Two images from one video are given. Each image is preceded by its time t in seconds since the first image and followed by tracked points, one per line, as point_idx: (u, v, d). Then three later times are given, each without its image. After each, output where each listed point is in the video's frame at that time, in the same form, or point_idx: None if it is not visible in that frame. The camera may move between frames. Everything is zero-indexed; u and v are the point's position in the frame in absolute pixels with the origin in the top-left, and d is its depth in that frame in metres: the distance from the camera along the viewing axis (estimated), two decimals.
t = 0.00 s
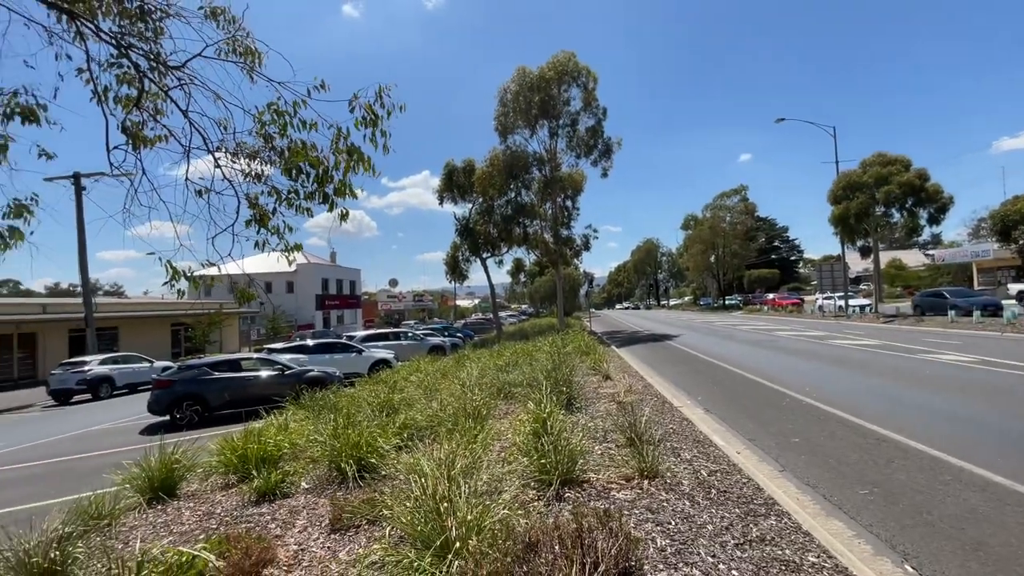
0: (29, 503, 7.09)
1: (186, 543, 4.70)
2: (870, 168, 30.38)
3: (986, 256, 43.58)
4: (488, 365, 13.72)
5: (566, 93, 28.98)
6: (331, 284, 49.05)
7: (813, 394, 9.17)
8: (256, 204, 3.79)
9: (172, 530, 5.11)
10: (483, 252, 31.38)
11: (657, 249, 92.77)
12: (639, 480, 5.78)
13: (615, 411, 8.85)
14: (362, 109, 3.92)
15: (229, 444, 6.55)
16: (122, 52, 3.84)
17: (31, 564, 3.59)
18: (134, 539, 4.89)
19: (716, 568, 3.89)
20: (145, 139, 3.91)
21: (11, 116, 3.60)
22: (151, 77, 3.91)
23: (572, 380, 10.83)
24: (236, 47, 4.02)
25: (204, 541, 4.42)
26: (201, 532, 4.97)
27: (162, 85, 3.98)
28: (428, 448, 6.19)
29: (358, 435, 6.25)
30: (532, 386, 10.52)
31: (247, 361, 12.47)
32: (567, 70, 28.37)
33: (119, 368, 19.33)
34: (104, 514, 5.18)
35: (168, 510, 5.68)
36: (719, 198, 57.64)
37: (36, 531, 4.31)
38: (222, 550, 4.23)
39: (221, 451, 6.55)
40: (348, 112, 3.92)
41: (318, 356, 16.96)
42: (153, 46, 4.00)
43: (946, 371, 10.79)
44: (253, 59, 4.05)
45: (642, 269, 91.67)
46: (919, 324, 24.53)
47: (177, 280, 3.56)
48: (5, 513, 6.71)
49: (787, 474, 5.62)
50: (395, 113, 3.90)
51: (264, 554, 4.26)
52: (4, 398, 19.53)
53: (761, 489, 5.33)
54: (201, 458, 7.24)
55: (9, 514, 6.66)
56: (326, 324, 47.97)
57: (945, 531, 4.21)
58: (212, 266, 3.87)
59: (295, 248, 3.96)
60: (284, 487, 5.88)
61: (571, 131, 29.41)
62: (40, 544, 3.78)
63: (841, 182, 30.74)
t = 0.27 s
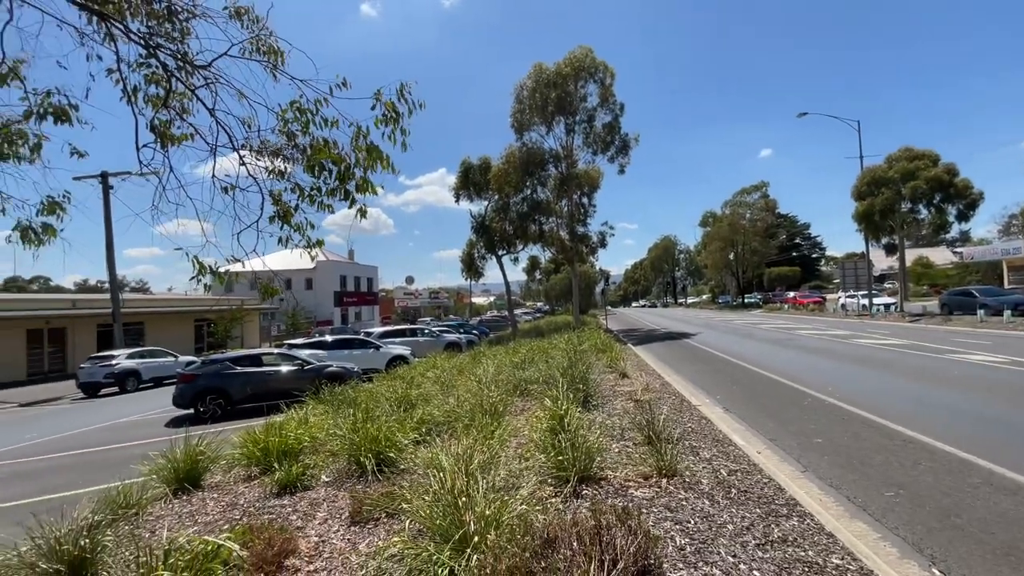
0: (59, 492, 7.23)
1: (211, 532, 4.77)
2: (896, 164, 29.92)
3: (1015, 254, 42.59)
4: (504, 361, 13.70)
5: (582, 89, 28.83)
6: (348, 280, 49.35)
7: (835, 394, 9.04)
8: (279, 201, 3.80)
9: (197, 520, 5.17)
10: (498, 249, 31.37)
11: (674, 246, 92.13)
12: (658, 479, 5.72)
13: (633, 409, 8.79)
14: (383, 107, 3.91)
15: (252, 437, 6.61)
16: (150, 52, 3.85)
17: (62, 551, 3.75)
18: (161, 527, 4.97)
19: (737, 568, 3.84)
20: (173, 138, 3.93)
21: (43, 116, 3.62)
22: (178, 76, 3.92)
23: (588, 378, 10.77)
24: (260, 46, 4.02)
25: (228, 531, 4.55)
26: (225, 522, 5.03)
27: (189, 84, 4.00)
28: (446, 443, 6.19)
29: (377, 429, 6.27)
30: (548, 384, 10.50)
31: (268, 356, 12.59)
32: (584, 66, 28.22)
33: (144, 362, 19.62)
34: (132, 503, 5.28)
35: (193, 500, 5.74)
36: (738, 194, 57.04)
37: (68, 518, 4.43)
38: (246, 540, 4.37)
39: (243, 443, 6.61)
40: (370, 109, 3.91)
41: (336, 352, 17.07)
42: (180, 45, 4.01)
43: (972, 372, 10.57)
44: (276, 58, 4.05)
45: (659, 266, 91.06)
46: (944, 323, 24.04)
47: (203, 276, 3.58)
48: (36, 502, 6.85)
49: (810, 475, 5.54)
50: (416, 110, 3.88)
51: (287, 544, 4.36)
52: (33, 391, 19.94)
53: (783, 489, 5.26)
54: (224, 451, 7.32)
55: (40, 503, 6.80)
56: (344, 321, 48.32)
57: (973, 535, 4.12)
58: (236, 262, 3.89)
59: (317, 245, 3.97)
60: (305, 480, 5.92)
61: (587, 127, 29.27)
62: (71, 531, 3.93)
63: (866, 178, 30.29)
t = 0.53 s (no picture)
0: (91, 482, 7.36)
1: (238, 522, 4.81)
2: (927, 159, 29.36)
3: None
4: (522, 360, 13.66)
5: (602, 85, 28.66)
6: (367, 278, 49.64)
7: (862, 395, 8.88)
8: (305, 198, 3.82)
9: (224, 510, 5.22)
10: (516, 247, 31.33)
11: (694, 244, 91.32)
12: (679, 478, 5.67)
13: (654, 408, 8.72)
14: (406, 105, 3.91)
15: (276, 430, 6.67)
16: (180, 52, 3.89)
17: (95, 539, 4.08)
18: (189, 517, 5.03)
19: (761, 569, 3.78)
20: (202, 137, 3.96)
21: (78, 117, 3.68)
22: (208, 76, 3.96)
23: (607, 376, 10.72)
24: (286, 46, 4.05)
25: (255, 522, 4.63)
26: (251, 512, 5.08)
27: (219, 84, 4.03)
28: (466, 438, 6.19)
29: (398, 424, 6.29)
30: (567, 382, 10.46)
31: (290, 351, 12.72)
32: (603, 63, 28.05)
33: (172, 356, 19.93)
34: (162, 494, 5.31)
35: (219, 491, 5.80)
36: (761, 191, 56.37)
37: (100, 507, 4.69)
38: (272, 531, 4.45)
39: (268, 437, 6.67)
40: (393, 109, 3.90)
41: (356, 348, 17.19)
42: (210, 47, 4.04)
43: (1003, 373, 10.32)
44: (302, 58, 4.07)
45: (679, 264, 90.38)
46: (976, 324, 23.48)
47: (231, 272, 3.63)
48: (70, 492, 6.98)
49: (836, 478, 5.43)
50: (438, 108, 3.86)
51: (311, 536, 4.43)
52: (64, 384, 20.37)
53: (808, 491, 5.17)
54: (250, 443, 7.40)
55: (73, 492, 6.93)
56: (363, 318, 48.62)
57: (1009, 542, 4.01)
58: (263, 259, 3.93)
59: (342, 242, 3.98)
60: (328, 473, 5.96)
61: (606, 124, 29.10)
62: (103, 519, 4.26)
63: (895, 173, 29.78)
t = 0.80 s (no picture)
0: (121, 473, 7.49)
1: (262, 514, 4.85)
2: (958, 155, 28.74)
3: None
4: (540, 358, 13.63)
5: (621, 82, 28.50)
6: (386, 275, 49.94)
7: (889, 397, 8.71)
8: (330, 197, 3.83)
9: (250, 501, 5.26)
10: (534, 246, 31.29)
11: (714, 242, 90.46)
12: (700, 478, 5.60)
13: (675, 407, 8.64)
14: (429, 104, 3.89)
15: (300, 425, 6.74)
16: (209, 53, 3.93)
17: (127, 528, 4.18)
18: (215, 508, 5.09)
19: (786, 572, 3.72)
20: (231, 138, 3.99)
21: (113, 117, 3.73)
22: (236, 77, 3.99)
23: (627, 375, 10.64)
24: (311, 47, 4.05)
25: (280, 514, 4.67)
26: (275, 504, 5.12)
27: (247, 85, 4.06)
28: (486, 435, 6.17)
29: (418, 420, 6.29)
30: (586, 380, 10.42)
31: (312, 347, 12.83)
32: (623, 60, 27.88)
33: (199, 352, 20.23)
34: (190, 485, 5.41)
35: (245, 483, 5.87)
36: (784, 188, 55.68)
37: (132, 497, 4.79)
38: (296, 523, 4.49)
39: (292, 431, 6.74)
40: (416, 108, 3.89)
41: (376, 345, 17.29)
42: (238, 48, 4.06)
43: None
44: (327, 59, 4.07)
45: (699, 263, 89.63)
46: (1007, 325, 22.92)
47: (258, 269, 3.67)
48: (101, 482, 7.11)
49: (863, 481, 5.33)
50: (461, 107, 3.84)
51: (334, 529, 4.45)
52: (94, 379, 20.79)
53: (834, 493, 5.08)
54: (274, 437, 7.47)
55: (104, 482, 7.05)
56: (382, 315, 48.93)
57: None
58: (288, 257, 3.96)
59: (366, 240, 3.99)
60: (349, 467, 5.99)
61: (626, 121, 28.93)
62: (135, 509, 4.35)
63: (925, 170, 29.23)
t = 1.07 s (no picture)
0: (149, 465, 7.60)
1: (287, 508, 4.88)
2: (988, 152, 28.15)
3: None
4: (557, 358, 13.58)
5: (640, 79, 28.31)
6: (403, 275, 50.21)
7: (916, 400, 8.54)
8: (354, 197, 3.82)
9: (274, 496, 5.29)
10: (551, 245, 31.22)
11: (734, 241, 89.56)
12: (722, 480, 5.52)
13: (695, 409, 8.55)
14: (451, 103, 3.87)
15: (320, 421, 6.78)
16: (239, 57, 3.91)
17: (156, 519, 4.24)
18: (241, 501, 5.12)
19: None
20: (259, 139, 4.00)
21: (144, 119, 3.72)
22: (264, 80, 3.99)
23: (645, 375, 10.55)
24: (335, 50, 4.04)
25: (303, 508, 4.69)
26: (298, 499, 5.14)
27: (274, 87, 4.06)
28: (504, 434, 6.16)
29: (437, 418, 6.30)
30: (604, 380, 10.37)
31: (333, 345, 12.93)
32: (641, 57, 27.70)
33: (222, 348, 20.48)
34: (216, 478, 5.47)
35: (268, 478, 5.92)
36: (806, 186, 54.99)
37: (160, 489, 4.86)
38: (320, 517, 4.50)
39: (313, 427, 6.78)
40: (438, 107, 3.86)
41: (395, 344, 17.37)
42: (264, 50, 4.06)
43: None
44: (351, 60, 4.05)
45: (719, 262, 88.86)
46: None
47: (286, 268, 3.66)
48: (131, 474, 7.22)
49: (890, 485, 5.22)
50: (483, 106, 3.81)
51: (356, 524, 4.46)
52: (121, 373, 21.17)
53: (861, 498, 4.99)
54: (296, 433, 7.52)
55: (134, 474, 7.16)
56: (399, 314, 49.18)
57: None
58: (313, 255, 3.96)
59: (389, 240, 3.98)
60: (370, 463, 6.01)
61: (644, 119, 28.74)
62: (164, 501, 4.41)
63: (953, 167, 28.70)
